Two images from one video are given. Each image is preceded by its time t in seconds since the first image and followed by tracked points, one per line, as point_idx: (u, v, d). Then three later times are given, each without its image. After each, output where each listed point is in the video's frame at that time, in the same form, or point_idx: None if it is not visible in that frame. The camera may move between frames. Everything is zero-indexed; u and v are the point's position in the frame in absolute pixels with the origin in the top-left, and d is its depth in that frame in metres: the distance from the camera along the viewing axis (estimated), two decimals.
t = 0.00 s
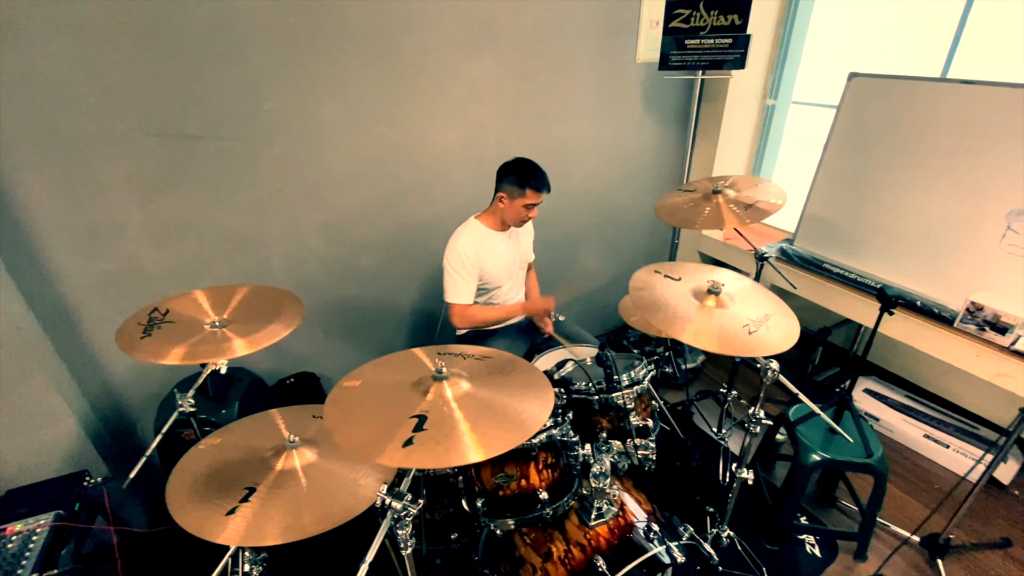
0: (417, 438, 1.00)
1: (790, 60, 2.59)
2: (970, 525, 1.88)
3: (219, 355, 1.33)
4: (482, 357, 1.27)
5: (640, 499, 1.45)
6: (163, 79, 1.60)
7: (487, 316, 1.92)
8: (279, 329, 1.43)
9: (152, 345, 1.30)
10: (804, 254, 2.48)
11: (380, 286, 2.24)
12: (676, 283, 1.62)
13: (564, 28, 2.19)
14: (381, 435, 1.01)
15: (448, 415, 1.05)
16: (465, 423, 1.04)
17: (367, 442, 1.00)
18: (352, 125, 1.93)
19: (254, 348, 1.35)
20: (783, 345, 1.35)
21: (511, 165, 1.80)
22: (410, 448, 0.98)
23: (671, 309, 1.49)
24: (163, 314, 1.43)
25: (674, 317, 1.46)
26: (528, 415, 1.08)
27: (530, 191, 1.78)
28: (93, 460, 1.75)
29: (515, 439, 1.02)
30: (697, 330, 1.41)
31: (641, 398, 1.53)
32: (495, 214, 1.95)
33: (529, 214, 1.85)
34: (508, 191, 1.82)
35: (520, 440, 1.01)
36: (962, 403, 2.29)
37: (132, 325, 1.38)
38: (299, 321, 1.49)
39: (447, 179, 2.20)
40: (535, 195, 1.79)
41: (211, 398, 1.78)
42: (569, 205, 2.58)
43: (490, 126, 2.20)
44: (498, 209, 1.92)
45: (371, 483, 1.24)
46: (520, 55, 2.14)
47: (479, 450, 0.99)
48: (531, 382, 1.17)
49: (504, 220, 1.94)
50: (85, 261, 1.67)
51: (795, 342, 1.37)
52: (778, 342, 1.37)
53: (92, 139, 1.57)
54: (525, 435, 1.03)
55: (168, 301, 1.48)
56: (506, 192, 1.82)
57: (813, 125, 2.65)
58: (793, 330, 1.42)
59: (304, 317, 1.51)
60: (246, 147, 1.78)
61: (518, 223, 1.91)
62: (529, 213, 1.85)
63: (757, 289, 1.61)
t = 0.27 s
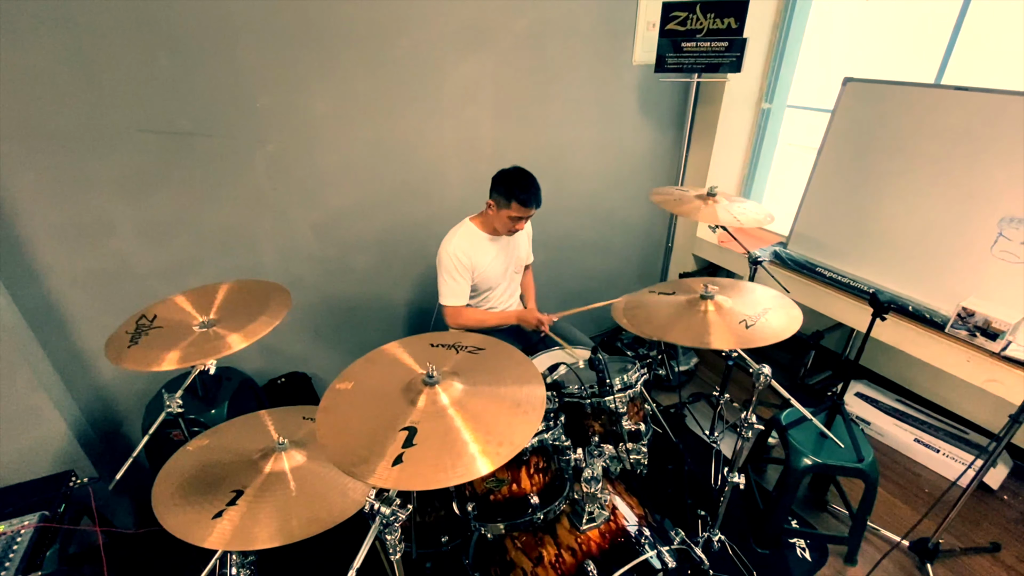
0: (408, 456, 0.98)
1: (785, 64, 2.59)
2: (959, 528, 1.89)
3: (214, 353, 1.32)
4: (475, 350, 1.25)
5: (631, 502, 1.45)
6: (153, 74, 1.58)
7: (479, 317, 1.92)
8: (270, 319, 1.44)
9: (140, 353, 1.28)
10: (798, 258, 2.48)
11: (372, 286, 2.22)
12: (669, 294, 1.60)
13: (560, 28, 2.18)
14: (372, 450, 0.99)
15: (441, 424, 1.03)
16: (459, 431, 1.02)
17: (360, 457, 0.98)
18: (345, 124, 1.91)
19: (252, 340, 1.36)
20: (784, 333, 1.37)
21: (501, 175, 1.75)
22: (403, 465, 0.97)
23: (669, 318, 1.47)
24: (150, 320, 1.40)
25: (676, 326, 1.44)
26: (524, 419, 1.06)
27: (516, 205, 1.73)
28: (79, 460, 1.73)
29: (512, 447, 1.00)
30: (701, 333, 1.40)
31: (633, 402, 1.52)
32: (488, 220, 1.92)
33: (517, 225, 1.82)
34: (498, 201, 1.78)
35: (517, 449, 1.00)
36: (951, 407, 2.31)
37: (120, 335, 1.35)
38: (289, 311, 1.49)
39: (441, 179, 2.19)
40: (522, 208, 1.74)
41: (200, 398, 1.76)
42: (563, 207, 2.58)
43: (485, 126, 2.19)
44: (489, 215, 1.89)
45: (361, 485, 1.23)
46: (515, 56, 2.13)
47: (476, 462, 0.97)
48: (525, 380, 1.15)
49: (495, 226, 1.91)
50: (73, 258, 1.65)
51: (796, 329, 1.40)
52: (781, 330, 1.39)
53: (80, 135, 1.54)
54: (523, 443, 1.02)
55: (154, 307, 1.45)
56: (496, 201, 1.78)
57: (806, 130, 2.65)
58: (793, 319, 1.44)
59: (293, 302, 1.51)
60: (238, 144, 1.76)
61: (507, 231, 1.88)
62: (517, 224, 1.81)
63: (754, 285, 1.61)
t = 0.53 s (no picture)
0: (403, 457, 0.97)
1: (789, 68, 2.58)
2: (959, 537, 1.88)
3: (207, 354, 1.30)
4: (475, 357, 1.24)
5: (630, 507, 1.44)
6: (152, 70, 1.56)
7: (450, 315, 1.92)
8: (266, 324, 1.41)
9: (135, 348, 1.27)
10: (800, 262, 2.47)
11: (371, 286, 2.21)
12: (672, 294, 1.59)
13: (563, 28, 2.16)
14: (367, 449, 0.98)
15: (438, 427, 1.02)
16: (455, 435, 1.01)
17: (354, 457, 0.97)
18: (346, 122, 1.90)
19: (245, 344, 1.34)
20: (783, 349, 1.34)
21: (505, 185, 1.73)
22: (397, 466, 0.95)
23: (668, 320, 1.46)
24: (147, 316, 1.39)
25: (674, 328, 1.43)
26: (523, 427, 1.05)
27: (513, 219, 1.71)
28: (73, 459, 1.71)
29: (506, 455, 0.99)
30: (698, 341, 1.38)
31: (634, 407, 1.51)
32: (487, 227, 1.90)
33: (513, 237, 1.80)
34: (497, 211, 1.76)
35: (510, 459, 0.98)
36: (952, 414, 2.29)
37: (115, 329, 1.34)
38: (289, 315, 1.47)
39: (442, 179, 2.18)
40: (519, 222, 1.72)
41: (196, 397, 1.74)
42: (564, 208, 2.56)
43: (486, 126, 2.18)
44: (489, 221, 1.88)
45: (357, 489, 1.22)
46: (518, 55, 2.12)
47: (469, 467, 0.96)
48: (525, 389, 1.14)
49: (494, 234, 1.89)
50: (69, 254, 1.63)
51: (794, 346, 1.36)
52: (779, 345, 1.36)
53: (78, 130, 1.53)
54: (517, 453, 1.00)
55: (152, 302, 1.43)
56: (495, 211, 1.77)
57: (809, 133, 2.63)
58: (793, 335, 1.41)
59: (290, 308, 1.48)
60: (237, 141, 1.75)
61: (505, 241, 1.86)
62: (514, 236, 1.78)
63: (758, 294, 1.60)
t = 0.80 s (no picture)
0: (397, 460, 0.95)
1: (797, 68, 2.55)
2: (967, 546, 1.85)
3: (202, 354, 1.28)
4: (475, 361, 1.22)
5: (632, 512, 1.42)
6: (152, 65, 1.55)
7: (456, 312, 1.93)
8: (263, 326, 1.38)
9: (130, 345, 1.25)
10: (806, 265, 2.44)
11: (373, 285, 2.19)
12: (676, 296, 1.57)
13: (568, 26, 2.14)
14: (362, 451, 0.96)
15: (434, 430, 1.00)
16: (452, 439, 0.99)
17: (347, 459, 0.95)
18: (347, 119, 1.88)
19: (240, 347, 1.31)
20: (790, 353, 1.31)
21: (501, 181, 1.71)
22: (391, 469, 0.93)
23: (672, 323, 1.44)
24: (144, 311, 1.37)
25: (677, 331, 1.41)
26: (521, 432, 1.03)
27: (511, 211, 1.69)
28: (70, 456, 1.70)
29: (503, 462, 0.96)
30: (702, 344, 1.35)
31: (636, 411, 1.48)
32: (489, 225, 1.88)
33: (514, 232, 1.77)
34: (496, 206, 1.74)
35: (506, 466, 0.96)
36: (960, 420, 2.26)
37: (111, 323, 1.33)
38: (287, 318, 1.44)
39: (444, 178, 2.16)
40: (519, 215, 1.70)
41: (194, 396, 1.73)
42: (567, 208, 2.54)
43: (489, 124, 2.15)
44: (489, 220, 1.86)
45: (354, 491, 1.20)
46: (521, 53, 2.09)
47: (464, 472, 0.94)
48: (524, 395, 1.12)
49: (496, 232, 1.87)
50: (67, 251, 1.62)
51: (801, 351, 1.33)
52: (785, 351, 1.33)
53: (76, 125, 1.51)
54: (514, 460, 0.97)
55: (149, 297, 1.42)
56: (493, 206, 1.75)
57: (817, 134, 2.60)
58: (800, 340, 1.38)
59: (289, 313, 1.45)
60: (237, 138, 1.73)
61: (507, 237, 1.84)
62: (517, 231, 1.76)
63: (765, 298, 1.57)
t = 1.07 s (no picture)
0: (392, 461, 0.93)
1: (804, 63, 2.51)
2: (974, 548, 1.82)
3: (199, 349, 1.26)
4: (472, 354, 1.20)
5: (632, 513, 1.39)
6: (148, 56, 1.53)
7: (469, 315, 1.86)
8: (260, 319, 1.37)
9: (125, 341, 1.24)
10: (811, 262, 2.41)
11: (373, 282, 2.17)
12: (679, 294, 1.54)
13: (571, 20, 2.11)
14: (357, 452, 0.94)
15: (430, 428, 0.98)
16: (449, 437, 0.97)
17: (342, 461, 0.93)
18: (347, 113, 1.86)
19: (237, 340, 1.30)
20: (798, 346, 1.28)
21: (491, 166, 1.71)
22: (386, 470, 0.91)
23: (675, 320, 1.41)
24: (138, 308, 1.36)
25: (682, 329, 1.38)
26: (519, 431, 1.00)
27: (502, 193, 1.70)
28: (68, 452, 1.69)
29: (502, 458, 0.94)
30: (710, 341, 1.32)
31: (637, 409, 1.46)
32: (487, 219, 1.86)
33: (510, 218, 1.77)
34: (489, 194, 1.74)
35: (506, 462, 0.94)
36: (968, 421, 2.22)
37: (105, 321, 1.31)
38: (285, 309, 1.44)
39: (445, 173, 2.14)
40: (510, 196, 1.70)
41: (191, 391, 1.72)
42: (570, 204, 2.51)
43: (491, 119, 2.13)
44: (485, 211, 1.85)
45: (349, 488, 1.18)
46: (524, 47, 2.07)
47: (463, 471, 0.92)
48: (523, 388, 1.09)
49: (494, 223, 1.86)
50: (64, 245, 1.61)
51: (809, 343, 1.31)
52: (793, 343, 1.30)
53: (73, 118, 1.50)
54: (515, 455, 0.95)
55: (144, 294, 1.41)
56: (486, 194, 1.75)
57: (823, 131, 2.56)
58: (807, 332, 1.35)
59: (286, 304, 1.44)
60: (236, 132, 1.72)
61: (505, 225, 1.83)
62: (511, 216, 1.76)
63: (770, 292, 1.54)
